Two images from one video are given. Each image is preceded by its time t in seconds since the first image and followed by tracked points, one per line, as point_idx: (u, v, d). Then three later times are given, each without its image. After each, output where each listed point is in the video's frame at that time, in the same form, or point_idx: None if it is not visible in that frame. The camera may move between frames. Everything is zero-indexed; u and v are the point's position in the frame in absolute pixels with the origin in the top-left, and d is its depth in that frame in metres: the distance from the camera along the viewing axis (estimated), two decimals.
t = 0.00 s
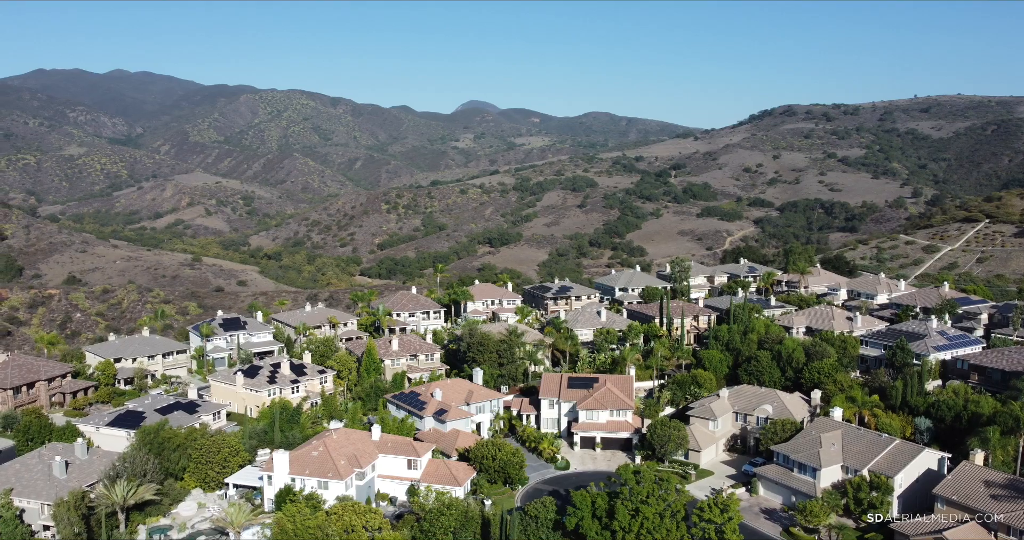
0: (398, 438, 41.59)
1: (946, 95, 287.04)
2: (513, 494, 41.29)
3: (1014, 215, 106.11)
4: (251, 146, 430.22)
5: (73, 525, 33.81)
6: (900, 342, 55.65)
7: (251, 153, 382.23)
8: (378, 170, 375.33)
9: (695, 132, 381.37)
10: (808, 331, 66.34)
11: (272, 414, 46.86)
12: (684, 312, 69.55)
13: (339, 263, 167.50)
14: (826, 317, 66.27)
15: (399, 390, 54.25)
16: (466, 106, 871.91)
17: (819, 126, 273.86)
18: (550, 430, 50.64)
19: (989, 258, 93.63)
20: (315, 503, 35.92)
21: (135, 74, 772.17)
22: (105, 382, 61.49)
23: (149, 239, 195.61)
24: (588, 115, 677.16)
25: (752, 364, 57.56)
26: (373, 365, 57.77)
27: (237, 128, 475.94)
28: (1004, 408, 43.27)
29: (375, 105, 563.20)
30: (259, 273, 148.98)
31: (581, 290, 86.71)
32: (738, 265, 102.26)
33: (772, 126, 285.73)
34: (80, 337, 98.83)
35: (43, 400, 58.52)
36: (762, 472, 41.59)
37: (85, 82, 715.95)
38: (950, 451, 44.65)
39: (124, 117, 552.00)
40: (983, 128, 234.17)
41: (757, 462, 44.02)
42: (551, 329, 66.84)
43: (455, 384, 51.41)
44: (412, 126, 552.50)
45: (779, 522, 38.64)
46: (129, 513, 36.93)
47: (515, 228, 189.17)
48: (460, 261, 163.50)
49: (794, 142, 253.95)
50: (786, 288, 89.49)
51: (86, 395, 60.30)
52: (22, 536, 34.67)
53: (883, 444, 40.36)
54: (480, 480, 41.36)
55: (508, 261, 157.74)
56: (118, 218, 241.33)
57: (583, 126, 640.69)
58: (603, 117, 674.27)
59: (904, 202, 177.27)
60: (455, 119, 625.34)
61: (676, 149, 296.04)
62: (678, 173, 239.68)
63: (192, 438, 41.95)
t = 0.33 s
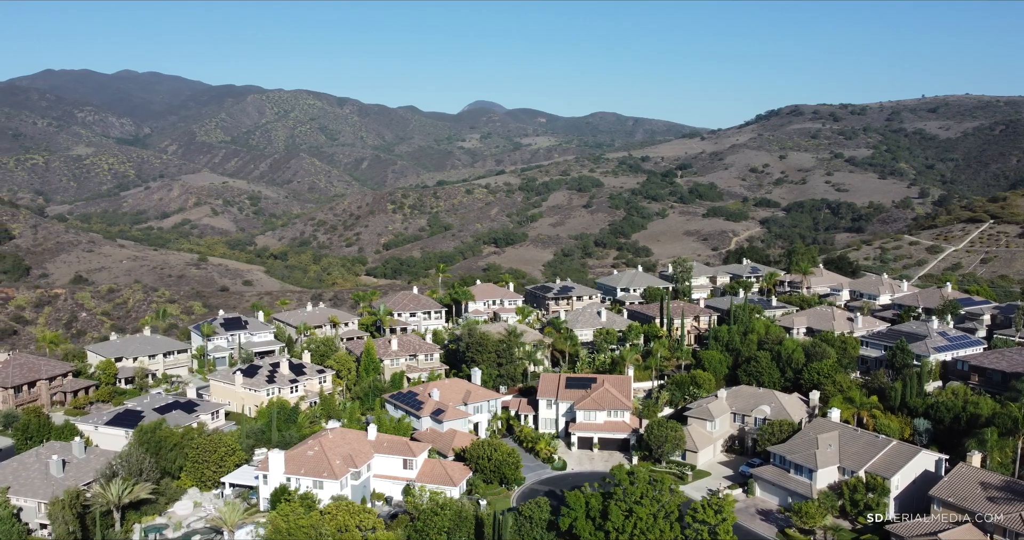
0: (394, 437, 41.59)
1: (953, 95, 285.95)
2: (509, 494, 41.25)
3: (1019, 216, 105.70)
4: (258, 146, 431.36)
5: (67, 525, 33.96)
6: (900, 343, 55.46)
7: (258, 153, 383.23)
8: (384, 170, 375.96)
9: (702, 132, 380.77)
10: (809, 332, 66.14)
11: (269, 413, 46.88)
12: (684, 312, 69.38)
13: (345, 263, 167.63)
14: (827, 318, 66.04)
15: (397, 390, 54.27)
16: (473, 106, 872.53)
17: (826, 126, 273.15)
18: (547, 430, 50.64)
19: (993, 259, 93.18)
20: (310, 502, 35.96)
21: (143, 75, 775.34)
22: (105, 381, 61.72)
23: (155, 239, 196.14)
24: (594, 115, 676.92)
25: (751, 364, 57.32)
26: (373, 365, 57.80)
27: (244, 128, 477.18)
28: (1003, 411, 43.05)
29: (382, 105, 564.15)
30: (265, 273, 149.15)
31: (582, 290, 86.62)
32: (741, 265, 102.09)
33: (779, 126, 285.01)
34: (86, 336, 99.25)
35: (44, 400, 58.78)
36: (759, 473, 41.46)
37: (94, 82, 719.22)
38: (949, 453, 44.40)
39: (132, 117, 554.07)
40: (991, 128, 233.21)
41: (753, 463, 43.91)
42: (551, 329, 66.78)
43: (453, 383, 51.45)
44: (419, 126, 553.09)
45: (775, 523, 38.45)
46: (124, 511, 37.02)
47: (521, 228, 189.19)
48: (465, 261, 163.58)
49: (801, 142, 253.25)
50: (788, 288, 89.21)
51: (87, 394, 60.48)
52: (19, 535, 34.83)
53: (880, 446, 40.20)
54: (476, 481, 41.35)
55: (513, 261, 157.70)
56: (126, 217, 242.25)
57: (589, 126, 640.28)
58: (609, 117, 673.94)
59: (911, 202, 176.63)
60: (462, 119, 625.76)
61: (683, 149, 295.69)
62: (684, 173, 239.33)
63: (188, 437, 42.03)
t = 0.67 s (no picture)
0: (390, 437, 41.58)
1: (961, 96, 284.70)
2: (505, 495, 41.26)
3: None
4: (265, 146, 432.59)
5: (62, 523, 34.06)
6: (900, 344, 55.25)
7: (265, 154, 384.37)
8: (391, 170, 376.52)
9: (708, 133, 380.38)
10: (809, 333, 65.90)
11: (266, 413, 46.96)
12: (684, 312, 69.22)
13: (350, 263, 167.79)
14: (827, 318, 65.78)
15: (395, 390, 54.32)
16: (480, 107, 872.90)
17: (833, 126, 272.32)
18: (545, 431, 50.64)
19: (997, 259, 92.64)
20: (305, 502, 36.04)
21: (151, 75, 778.44)
22: (106, 380, 62.01)
23: (162, 239, 196.70)
24: (601, 116, 676.71)
25: (751, 365, 57.03)
26: (371, 364, 58.10)
27: (251, 129, 478.60)
28: (1002, 412, 42.85)
29: (388, 105, 565.17)
30: (271, 273, 149.43)
31: (584, 290, 86.59)
32: (743, 265, 101.94)
33: (786, 127, 284.22)
34: (91, 335, 99.67)
35: (44, 399, 59.02)
36: (755, 475, 41.33)
37: (102, 82, 722.49)
38: (947, 455, 44.16)
39: (140, 117, 556.30)
40: (999, 128, 232.06)
41: (751, 464, 43.77)
42: (551, 329, 66.79)
43: (451, 384, 51.46)
44: (425, 126, 553.63)
45: (771, 525, 38.26)
46: (120, 510, 37.17)
47: (526, 228, 189.17)
48: (470, 261, 163.70)
49: (808, 142, 252.50)
50: (791, 289, 88.97)
51: (88, 394, 60.73)
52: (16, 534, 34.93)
53: (877, 448, 40.02)
54: (472, 481, 41.34)
55: (519, 261, 157.75)
56: (134, 217, 243.31)
57: (596, 126, 639.69)
58: (616, 117, 673.48)
59: (918, 202, 175.96)
60: (468, 119, 626.21)
61: (689, 149, 295.31)
62: (690, 173, 239.06)
63: (185, 436, 42.11)
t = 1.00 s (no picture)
0: (386, 437, 41.58)
1: (970, 96, 283.38)
2: (500, 495, 41.23)
3: None
4: (272, 146, 433.65)
5: (55, 522, 34.03)
6: (900, 345, 54.97)
7: (272, 154, 385.09)
8: (397, 170, 376.96)
9: (715, 133, 379.58)
10: (809, 334, 65.63)
11: (264, 413, 47.06)
12: (684, 313, 69.02)
13: (356, 263, 167.85)
14: (828, 320, 65.57)
15: (393, 390, 54.39)
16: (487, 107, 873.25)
17: (840, 126, 271.37)
18: (542, 431, 50.61)
19: (1001, 260, 92.17)
20: (299, 502, 36.07)
21: (159, 76, 781.26)
22: (107, 380, 62.26)
23: (169, 239, 197.08)
24: (608, 116, 676.12)
25: (750, 366, 56.79)
26: (370, 365, 58.12)
27: (258, 129, 479.69)
28: (1001, 414, 42.65)
29: (395, 105, 565.92)
30: (277, 273, 149.54)
31: (585, 290, 86.51)
32: (746, 265, 101.64)
33: (792, 127, 283.30)
34: (97, 334, 100.00)
35: (44, 398, 59.24)
36: (752, 476, 41.16)
37: (110, 82, 725.44)
38: (946, 456, 43.94)
39: (148, 117, 558.37)
40: (1008, 128, 230.86)
41: (748, 465, 43.61)
42: (551, 329, 66.73)
43: (449, 383, 51.45)
44: (432, 126, 553.93)
45: (766, 526, 38.10)
46: (115, 509, 37.25)
47: (532, 228, 189.08)
48: (476, 261, 163.73)
49: (814, 143, 251.69)
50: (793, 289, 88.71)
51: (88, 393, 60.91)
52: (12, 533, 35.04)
53: (874, 449, 39.81)
54: (467, 481, 41.36)
55: (524, 261, 157.66)
56: (140, 217, 244.15)
57: (602, 126, 639.01)
58: (623, 117, 672.74)
59: (925, 202, 175.29)
60: (475, 119, 626.52)
61: (695, 149, 294.78)
62: (696, 173, 238.69)
63: (181, 436, 42.20)
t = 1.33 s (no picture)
0: (381, 437, 41.55)
1: (978, 96, 281.96)
2: (495, 496, 41.15)
3: None
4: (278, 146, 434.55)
5: (49, 521, 34.11)
6: (900, 346, 54.69)
7: (278, 154, 385.82)
8: (403, 170, 377.28)
9: (721, 133, 378.40)
10: (810, 334, 65.34)
11: (260, 414, 47.06)
12: (684, 314, 68.82)
13: (361, 263, 167.90)
14: (828, 320, 65.34)
15: (391, 390, 54.43)
16: (493, 106, 873.21)
17: (847, 126, 270.36)
18: (539, 431, 50.54)
19: (1005, 260, 91.70)
20: (293, 502, 36.07)
21: (167, 76, 783.95)
22: (107, 379, 62.49)
23: (176, 239, 197.51)
24: (614, 116, 675.39)
25: (749, 367, 56.55)
26: (368, 365, 58.20)
27: (264, 129, 480.89)
28: (999, 415, 42.42)
29: (401, 105, 566.56)
30: (282, 273, 149.66)
31: (586, 291, 86.39)
32: (749, 266, 101.40)
33: (799, 127, 282.44)
34: (102, 334, 100.39)
35: (45, 397, 59.51)
36: (748, 477, 40.97)
37: (118, 82, 728.41)
38: (944, 458, 43.71)
39: (155, 117, 560.55)
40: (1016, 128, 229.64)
41: (745, 466, 43.47)
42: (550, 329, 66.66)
43: (447, 383, 51.42)
44: (438, 126, 554.13)
45: (761, 528, 37.92)
46: (111, 509, 37.32)
47: (537, 228, 188.96)
48: (481, 261, 163.71)
49: (821, 143, 250.87)
50: (795, 289, 88.33)
51: (88, 392, 61.10)
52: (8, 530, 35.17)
53: (871, 450, 39.62)
54: (462, 482, 41.30)
55: (529, 262, 157.60)
56: (147, 217, 245.01)
57: (609, 126, 638.05)
58: (629, 117, 671.95)
59: (932, 203, 174.50)
60: (481, 119, 626.56)
61: (701, 149, 294.17)
62: (702, 173, 238.21)
63: (177, 435, 42.27)
